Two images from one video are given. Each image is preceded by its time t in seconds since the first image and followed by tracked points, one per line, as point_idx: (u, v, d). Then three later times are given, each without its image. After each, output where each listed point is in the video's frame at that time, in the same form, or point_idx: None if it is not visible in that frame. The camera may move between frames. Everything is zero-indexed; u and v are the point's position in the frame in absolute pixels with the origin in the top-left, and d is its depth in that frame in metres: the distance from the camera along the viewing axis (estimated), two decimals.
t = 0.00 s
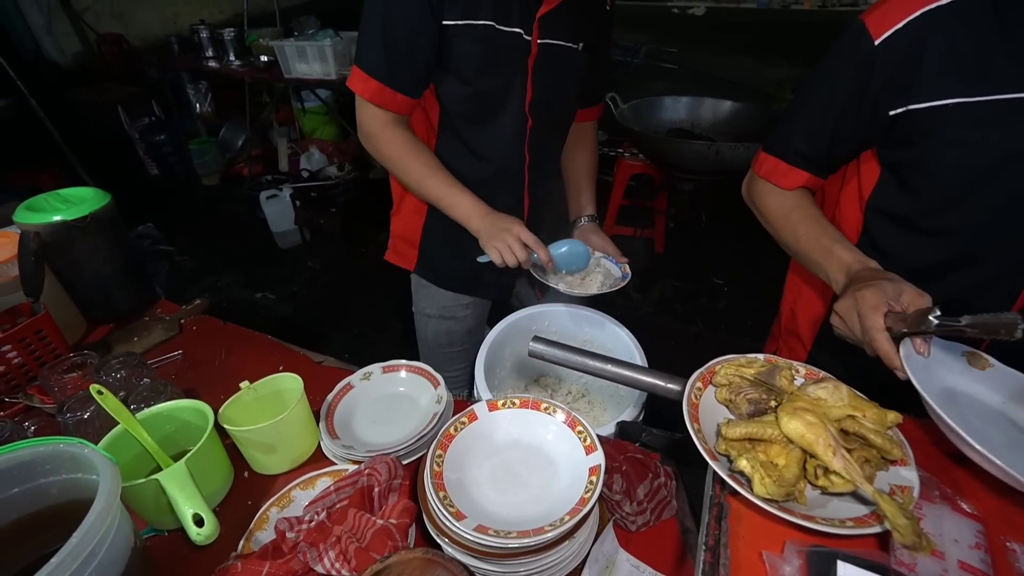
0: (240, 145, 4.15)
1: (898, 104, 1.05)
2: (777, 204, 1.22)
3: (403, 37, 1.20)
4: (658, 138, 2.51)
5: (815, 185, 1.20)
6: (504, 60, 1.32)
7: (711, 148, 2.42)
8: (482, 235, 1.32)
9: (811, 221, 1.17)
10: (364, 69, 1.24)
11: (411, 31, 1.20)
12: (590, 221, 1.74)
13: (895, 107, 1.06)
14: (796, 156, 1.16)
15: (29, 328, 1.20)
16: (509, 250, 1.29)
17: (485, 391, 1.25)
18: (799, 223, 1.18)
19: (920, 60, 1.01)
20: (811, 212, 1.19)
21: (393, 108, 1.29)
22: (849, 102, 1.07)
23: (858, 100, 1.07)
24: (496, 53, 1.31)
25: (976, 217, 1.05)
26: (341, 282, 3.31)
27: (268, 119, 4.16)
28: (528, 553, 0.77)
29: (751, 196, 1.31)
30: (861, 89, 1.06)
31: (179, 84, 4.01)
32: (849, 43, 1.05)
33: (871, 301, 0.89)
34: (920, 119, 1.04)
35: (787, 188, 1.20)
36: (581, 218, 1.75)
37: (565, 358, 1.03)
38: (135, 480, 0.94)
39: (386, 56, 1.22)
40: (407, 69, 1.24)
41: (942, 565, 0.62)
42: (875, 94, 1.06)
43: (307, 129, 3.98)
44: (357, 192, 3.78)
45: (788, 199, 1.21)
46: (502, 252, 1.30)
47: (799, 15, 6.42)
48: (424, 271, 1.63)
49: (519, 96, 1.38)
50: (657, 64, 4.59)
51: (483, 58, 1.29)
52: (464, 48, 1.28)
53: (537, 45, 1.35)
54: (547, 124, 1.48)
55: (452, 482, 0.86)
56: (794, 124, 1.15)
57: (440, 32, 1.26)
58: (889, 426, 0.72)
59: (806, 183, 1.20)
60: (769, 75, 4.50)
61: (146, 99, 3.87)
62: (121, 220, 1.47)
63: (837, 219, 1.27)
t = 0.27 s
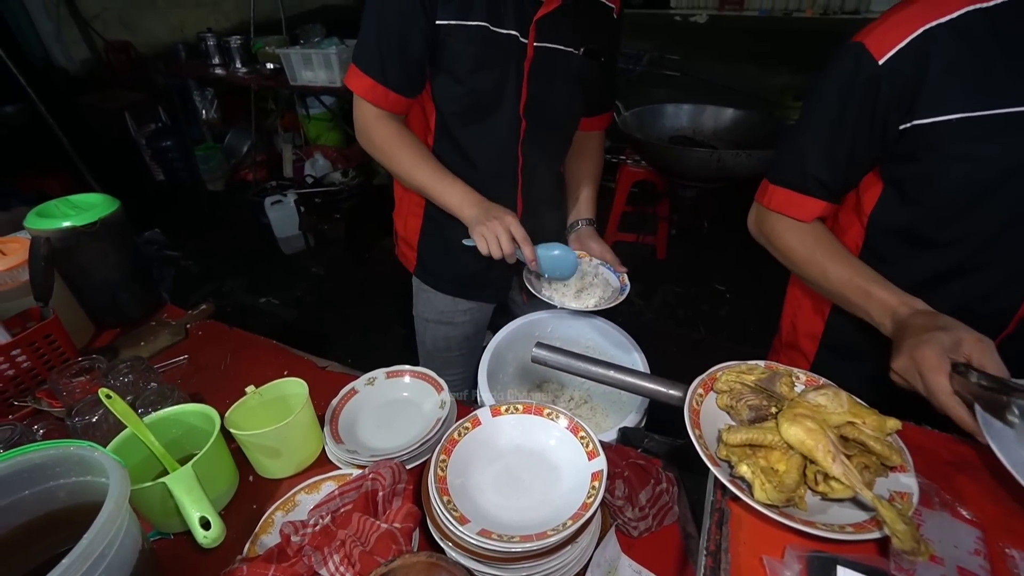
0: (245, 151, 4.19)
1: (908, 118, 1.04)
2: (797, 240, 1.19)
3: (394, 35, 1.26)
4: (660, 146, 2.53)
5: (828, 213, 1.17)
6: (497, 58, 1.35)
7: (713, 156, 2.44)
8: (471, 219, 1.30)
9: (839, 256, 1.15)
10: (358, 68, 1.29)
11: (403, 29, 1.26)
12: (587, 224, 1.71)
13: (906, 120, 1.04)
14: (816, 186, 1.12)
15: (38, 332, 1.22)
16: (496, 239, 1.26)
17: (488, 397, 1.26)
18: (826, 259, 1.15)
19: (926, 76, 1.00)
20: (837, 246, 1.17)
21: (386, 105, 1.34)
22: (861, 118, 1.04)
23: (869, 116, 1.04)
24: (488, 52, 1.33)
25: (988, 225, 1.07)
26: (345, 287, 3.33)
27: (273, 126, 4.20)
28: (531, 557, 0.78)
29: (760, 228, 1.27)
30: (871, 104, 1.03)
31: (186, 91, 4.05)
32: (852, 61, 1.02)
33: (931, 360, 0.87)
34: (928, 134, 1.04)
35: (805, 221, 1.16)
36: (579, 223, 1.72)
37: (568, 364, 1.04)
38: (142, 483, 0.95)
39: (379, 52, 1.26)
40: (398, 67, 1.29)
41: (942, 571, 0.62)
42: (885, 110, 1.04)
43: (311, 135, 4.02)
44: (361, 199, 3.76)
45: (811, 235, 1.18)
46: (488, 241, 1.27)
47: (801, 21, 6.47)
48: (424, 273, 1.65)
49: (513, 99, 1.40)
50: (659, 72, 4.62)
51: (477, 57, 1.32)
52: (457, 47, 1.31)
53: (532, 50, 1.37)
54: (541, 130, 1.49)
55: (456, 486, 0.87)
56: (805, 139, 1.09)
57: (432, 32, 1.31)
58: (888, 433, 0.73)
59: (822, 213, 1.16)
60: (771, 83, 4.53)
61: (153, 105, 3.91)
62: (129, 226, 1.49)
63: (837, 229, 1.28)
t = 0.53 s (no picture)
0: (252, 157, 4.23)
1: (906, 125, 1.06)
2: (793, 238, 1.22)
3: (393, 43, 1.26)
4: (664, 152, 2.54)
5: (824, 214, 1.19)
6: (491, 56, 1.35)
7: (717, 163, 2.45)
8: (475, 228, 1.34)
9: (830, 255, 1.19)
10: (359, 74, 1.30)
11: (402, 36, 1.26)
12: (592, 226, 1.70)
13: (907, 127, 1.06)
14: (812, 186, 1.14)
15: (50, 336, 1.24)
16: (507, 255, 1.32)
17: (493, 403, 1.27)
18: (818, 259, 1.19)
19: (927, 83, 1.02)
20: (828, 244, 1.20)
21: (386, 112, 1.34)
22: (862, 124, 1.05)
23: (870, 123, 1.06)
24: (483, 53, 1.35)
25: (993, 235, 1.07)
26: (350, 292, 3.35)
27: (280, 132, 4.24)
28: (536, 561, 0.79)
29: (760, 224, 1.31)
30: (871, 111, 1.05)
31: (194, 97, 4.10)
32: (853, 69, 1.04)
33: (898, 356, 0.91)
34: (931, 140, 1.05)
35: (799, 220, 1.19)
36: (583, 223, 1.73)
37: (572, 370, 1.05)
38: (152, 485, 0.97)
39: (379, 61, 1.27)
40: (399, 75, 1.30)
41: None
42: (884, 120, 1.06)
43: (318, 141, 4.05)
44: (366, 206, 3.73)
45: (807, 233, 1.21)
46: (497, 255, 1.32)
47: (805, 29, 6.51)
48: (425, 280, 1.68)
49: (513, 103, 1.41)
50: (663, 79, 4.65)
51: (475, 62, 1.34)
52: (455, 53, 1.33)
53: (530, 54, 1.37)
54: (536, 134, 1.49)
55: (462, 490, 0.88)
56: (806, 148, 1.12)
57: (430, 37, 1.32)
58: (891, 439, 0.74)
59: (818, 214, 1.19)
60: (775, 89, 4.53)
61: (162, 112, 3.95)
62: (140, 232, 1.51)
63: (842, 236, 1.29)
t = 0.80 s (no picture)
0: (262, 159, 4.27)
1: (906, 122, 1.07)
2: (795, 227, 1.25)
3: (338, 72, 1.30)
4: (672, 154, 2.54)
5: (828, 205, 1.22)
6: (452, 67, 1.35)
7: (725, 164, 2.45)
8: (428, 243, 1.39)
9: (829, 245, 1.21)
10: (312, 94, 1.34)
11: (346, 62, 1.30)
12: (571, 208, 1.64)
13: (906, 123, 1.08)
14: (814, 178, 1.18)
15: (66, 335, 1.26)
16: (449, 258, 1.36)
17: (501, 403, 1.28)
18: (817, 248, 1.22)
19: (931, 83, 1.03)
20: (827, 233, 1.23)
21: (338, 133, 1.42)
22: (860, 120, 1.08)
23: (867, 119, 1.09)
24: (438, 66, 1.35)
25: (983, 233, 1.07)
26: (358, 293, 3.37)
27: (290, 134, 4.28)
28: (543, 560, 0.79)
29: (768, 211, 1.34)
30: (870, 107, 1.08)
31: (205, 100, 4.14)
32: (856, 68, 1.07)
33: (867, 339, 0.96)
34: (926, 137, 1.06)
35: (804, 208, 1.22)
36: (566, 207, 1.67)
37: (580, 370, 1.06)
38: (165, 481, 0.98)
39: (326, 86, 1.32)
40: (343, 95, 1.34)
41: None
42: (882, 116, 1.08)
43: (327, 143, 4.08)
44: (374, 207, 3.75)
45: (809, 220, 1.24)
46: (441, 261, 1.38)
47: (814, 31, 6.48)
48: (418, 298, 1.71)
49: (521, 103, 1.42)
50: (672, 81, 4.64)
51: (432, 75, 1.35)
52: (410, 68, 1.34)
53: (495, 59, 1.36)
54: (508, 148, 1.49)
55: (470, 489, 0.89)
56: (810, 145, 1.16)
57: (381, 56, 1.33)
58: (900, 441, 0.73)
59: (821, 205, 1.22)
60: (784, 90, 4.52)
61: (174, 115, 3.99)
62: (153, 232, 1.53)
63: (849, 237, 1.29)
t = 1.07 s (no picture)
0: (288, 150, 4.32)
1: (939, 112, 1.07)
2: (822, 218, 1.26)
3: (300, 87, 1.16)
4: (697, 149, 2.52)
5: (858, 195, 1.23)
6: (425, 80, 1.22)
7: (751, 159, 2.42)
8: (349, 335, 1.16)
9: (855, 236, 1.20)
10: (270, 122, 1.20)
11: (313, 81, 1.17)
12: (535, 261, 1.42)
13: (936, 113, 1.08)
14: (844, 166, 1.19)
15: (107, 312, 1.34)
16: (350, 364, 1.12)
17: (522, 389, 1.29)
18: (843, 238, 1.21)
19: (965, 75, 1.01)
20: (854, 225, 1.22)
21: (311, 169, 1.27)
22: (892, 111, 1.09)
23: (900, 105, 1.09)
24: (407, 85, 1.22)
25: (1016, 229, 1.06)
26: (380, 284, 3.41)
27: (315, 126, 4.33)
28: (566, 539, 0.81)
29: (796, 199, 1.34)
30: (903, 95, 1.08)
31: (234, 91, 4.21)
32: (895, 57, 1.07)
33: (889, 328, 0.96)
34: (957, 128, 1.06)
35: (832, 196, 1.23)
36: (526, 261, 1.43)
37: (603, 358, 1.07)
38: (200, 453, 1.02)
39: (287, 111, 1.18)
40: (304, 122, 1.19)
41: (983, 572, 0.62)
42: (915, 104, 1.08)
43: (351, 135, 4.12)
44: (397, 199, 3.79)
45: (837, 210, 1.25)
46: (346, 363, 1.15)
47: (845, 26, 6.33)
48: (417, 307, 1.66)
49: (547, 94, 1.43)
50: (696, 77, 4.59)
51: (401, 96, 1.22)
52: (377, 92, 1.22)
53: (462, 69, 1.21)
54: (490, 160, 1.36)
55: (494, 469, 0.91)
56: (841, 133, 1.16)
57: (348, 73, 1.21)
58: (930, 433, 0.73)
59: (849, 194, 1.23)
60: (812, 87, 4.44)
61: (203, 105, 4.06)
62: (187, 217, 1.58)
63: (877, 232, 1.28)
